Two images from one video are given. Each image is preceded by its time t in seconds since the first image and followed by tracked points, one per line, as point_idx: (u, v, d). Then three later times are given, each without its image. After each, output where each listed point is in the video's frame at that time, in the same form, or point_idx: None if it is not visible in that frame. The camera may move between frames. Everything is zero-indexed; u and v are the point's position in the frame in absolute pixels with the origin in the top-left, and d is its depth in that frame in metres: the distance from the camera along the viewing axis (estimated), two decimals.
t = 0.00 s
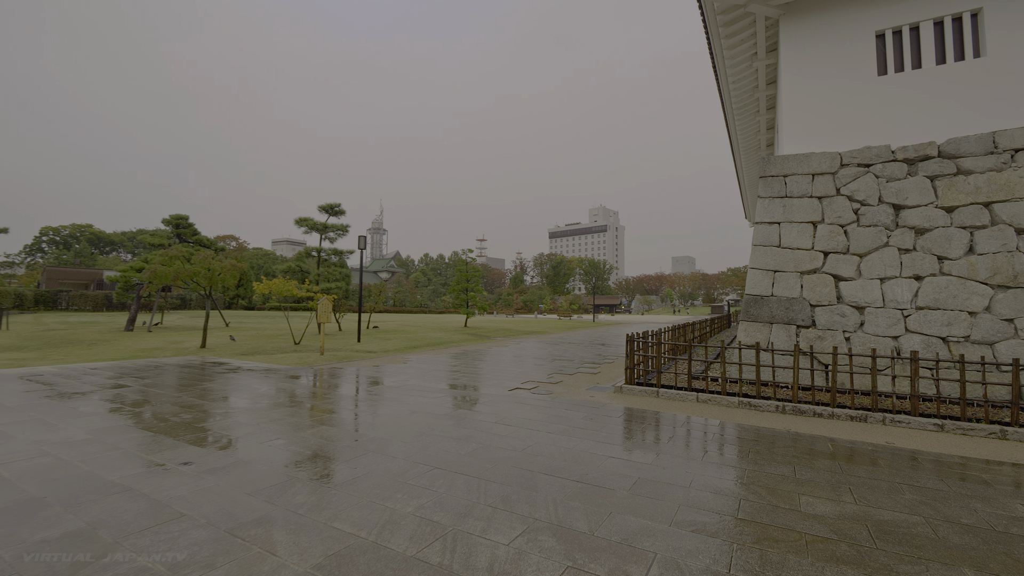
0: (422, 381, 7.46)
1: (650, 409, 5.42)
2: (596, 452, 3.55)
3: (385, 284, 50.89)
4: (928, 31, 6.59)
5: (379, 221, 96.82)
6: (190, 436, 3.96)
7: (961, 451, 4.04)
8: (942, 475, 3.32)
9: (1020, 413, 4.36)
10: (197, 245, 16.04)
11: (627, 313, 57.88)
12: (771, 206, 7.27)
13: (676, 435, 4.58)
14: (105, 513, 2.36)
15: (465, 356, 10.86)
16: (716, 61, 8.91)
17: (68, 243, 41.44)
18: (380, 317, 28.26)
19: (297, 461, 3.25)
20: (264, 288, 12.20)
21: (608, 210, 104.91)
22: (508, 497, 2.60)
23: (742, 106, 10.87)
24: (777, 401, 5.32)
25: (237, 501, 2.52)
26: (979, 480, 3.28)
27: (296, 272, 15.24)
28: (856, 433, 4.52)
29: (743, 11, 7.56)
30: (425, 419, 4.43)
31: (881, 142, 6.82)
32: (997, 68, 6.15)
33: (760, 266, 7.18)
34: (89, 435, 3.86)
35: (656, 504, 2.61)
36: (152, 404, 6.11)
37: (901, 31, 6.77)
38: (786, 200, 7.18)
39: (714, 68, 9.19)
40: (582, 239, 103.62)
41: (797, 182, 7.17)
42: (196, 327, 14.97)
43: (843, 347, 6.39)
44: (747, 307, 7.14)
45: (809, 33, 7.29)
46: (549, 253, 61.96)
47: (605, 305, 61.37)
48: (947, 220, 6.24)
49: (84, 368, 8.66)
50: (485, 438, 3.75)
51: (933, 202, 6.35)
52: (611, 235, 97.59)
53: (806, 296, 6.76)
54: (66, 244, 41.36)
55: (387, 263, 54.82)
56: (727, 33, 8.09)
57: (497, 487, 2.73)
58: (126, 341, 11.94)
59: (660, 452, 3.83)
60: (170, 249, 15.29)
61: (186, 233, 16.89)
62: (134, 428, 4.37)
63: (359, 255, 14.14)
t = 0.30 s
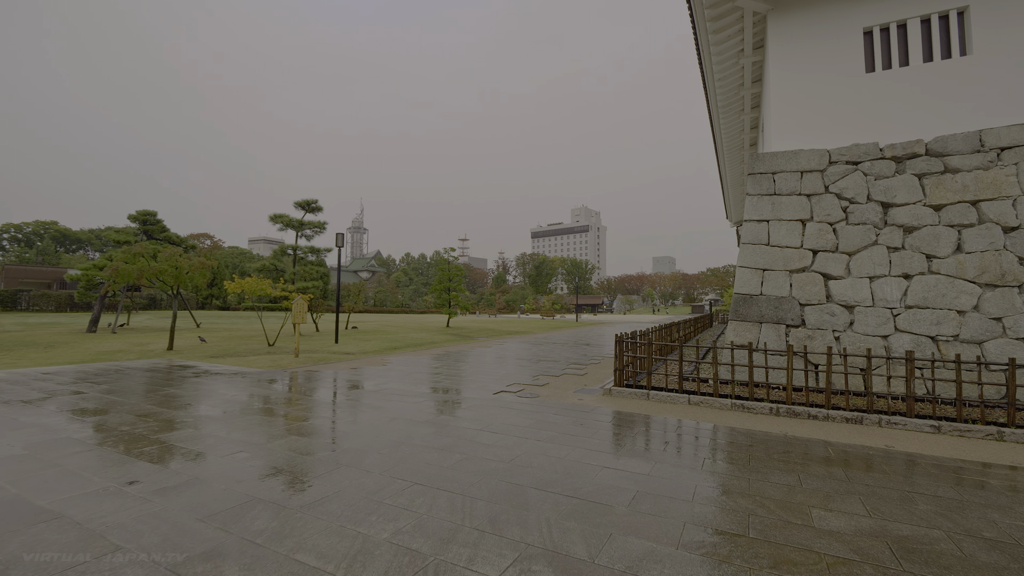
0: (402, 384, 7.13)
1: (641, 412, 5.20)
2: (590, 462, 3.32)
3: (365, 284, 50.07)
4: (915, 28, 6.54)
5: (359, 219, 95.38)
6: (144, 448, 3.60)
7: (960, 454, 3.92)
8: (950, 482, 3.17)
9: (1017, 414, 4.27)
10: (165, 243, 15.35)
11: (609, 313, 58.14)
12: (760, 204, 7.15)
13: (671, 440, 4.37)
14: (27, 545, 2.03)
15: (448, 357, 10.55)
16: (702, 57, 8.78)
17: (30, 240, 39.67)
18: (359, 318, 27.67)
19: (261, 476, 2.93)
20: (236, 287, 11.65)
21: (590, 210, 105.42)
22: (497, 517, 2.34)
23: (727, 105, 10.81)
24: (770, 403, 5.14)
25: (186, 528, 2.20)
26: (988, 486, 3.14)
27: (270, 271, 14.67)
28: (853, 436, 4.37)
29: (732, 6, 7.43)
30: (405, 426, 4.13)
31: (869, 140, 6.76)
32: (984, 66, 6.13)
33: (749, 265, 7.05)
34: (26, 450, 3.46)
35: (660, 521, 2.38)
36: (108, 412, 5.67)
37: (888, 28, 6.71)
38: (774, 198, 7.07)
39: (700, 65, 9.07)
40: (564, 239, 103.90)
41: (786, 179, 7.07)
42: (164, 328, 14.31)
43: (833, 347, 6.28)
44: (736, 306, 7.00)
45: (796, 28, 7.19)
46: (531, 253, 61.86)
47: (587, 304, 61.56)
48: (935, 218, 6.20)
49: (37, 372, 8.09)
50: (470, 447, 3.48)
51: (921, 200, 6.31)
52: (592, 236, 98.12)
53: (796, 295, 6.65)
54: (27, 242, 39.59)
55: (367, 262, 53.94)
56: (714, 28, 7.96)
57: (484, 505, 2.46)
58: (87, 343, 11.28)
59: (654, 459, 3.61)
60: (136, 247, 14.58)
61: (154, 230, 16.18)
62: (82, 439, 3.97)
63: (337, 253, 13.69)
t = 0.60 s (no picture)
0: (387, 388, 6.81)
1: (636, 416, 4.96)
2: (588, 472, 3.07)
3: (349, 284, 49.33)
4: (910, 25, 6.46)
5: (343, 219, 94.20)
6: (98, 460, 3.26)
7: (970, 459, 3.77)
8: (968, 491, 2.99)
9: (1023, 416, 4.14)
10: (138, 240, 14.76)
11: (595, 314, 58.23)
12: (754, 201, 7.00)
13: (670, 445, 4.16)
14: None
15: (434, 359, 10.26)
16: (694, 53, 8.64)
17: None
18: (343, 319, 27.13)
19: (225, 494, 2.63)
20: (213, 287, 11.14)
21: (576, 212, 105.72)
22: (490, 541, 2.08)
23: (718, 103, 10.71)
24: (770, 406, 4.93)
25: (128, 561, 1.90)
26: (1009, 495, 2.96)
27: (249, 271, 14.16)
28: (857, 441, 4.18)
29: None
30: (388, 434, 3.84)
31: (864, 137, 6.66)
32: (979, 63, 6.06)
33: (743, 264, 6.89)
34: None
35: (671, 543, 2.14)
36: (66, 419, 5.25)
37: (883, 25, 6.62)
38: (769, 195, 6.93)
39: (692, 61, 8.93)
40: (550, 240, 103.98)
41: (781, 176, 6.93)
42: (137, 329, 13.72)
43: (829, 348, 6.14)
44: (730, 306, 6.82)
45: (791, 23, 7.07)
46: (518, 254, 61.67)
47: (574, 305, 61.60)
48: (930, 216, 6.11)
49: None
50: (459, 457, 3.21)
51: (917, 198, 6.21)
52: (578, 237, 98.40)
53: (791, 294, 6.50)
54: None
55: (351, 263, 53.21)
56: (707, 23, 7.81)
57: (475, 527, 2.20)
58: (52, 345, 10.71)
59: (656, 465, 3.38)
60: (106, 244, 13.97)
61: (127, 227, 15.57)
62: (28, 451, 3.61)
63: (319, 252, 13.28)
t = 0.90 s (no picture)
0: (367, 393, 6.46)
1: (630, 421, 4.72)
2: (588, 488, 2.80)
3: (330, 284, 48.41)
4: (903, 21, 6.37)
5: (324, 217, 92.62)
6: (35, 480, 2.88)
7: (977, 465, 3.62)
8: (988, 504, 2.80)
9: None
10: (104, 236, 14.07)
11: (579, 313, 58.32)
12: (746, 199, 6.85)
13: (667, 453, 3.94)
14: None
15: (417, 361, 9.93)
16: (684, 49, 8.48)
17: None
18: (323, 318, 26.49)
19: (178, 519, 2.31)
20: (183, 286, 10.55)
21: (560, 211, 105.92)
22: None
23: (706, 101, 10.59)
24: (767, 410, 4.74)
25: None
26: None
27: (222, 269, 13.57)
28: (860, 446, 3.99)
29: None
30: (367, 445, 3.52)
31: (856, 135, 6.56)
32: (972, 61, 6.00)
33: (735, 263, 6.73)
34: None
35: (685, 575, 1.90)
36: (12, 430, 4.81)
37: (876, 21, 6.52)
38: (761, 193, 6.78)
39: (682, 57, 8.78)
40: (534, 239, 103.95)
41: (773, 174, 6.79)
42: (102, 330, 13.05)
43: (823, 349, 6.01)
44: (722, 306, 6.65)
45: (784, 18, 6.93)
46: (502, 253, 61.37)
47: (558, 305, 61.57)
48: (923, 215, 6.03)
49: None
50: (444, 473, 2.91)
51: (910, 197, 6.13)
52: (562, 236, 98.60)
53: (784, 294, 6.36)
54: None
55: (332, 262, 52.27)
56: (698, 17, 7.64)
57: (463, 560, 1.93)
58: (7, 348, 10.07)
59: (659, 478, 3.12)
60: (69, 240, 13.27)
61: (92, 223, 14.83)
62: None
63: (297, 250, 12.81)
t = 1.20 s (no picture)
0: (350, 395, 6.11)
1: (628, 426, 4.46)
2: (590, 503, 2.53)
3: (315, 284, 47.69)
4: (902, 13, 6.21)
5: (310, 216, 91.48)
6: None
7: (995, 470, 3.42)
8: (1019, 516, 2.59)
9: None
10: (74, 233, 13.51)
11: (567, 313, 58.32)
12: (744, 194, 6.65)
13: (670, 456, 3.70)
14: None
15: (404, 362, 9.61)
16: (678, 42, 8.28)
17: None
18: (307, 318, 25.96)
19: (122, 546, 2.00)
20: (157, 285, 10.04)
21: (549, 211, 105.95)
22: None
23: (699, 97, 10.42)
24: (771, 413, 4.52)
25: None
26: None
27: (200, 267, 13.07)
28: (871, 451, 3.77)
29: None
30: (346, 456, 3.22)
31: (856, 129, 6.41)
32: (973, 54, 5.86)
33: (733, 260, 6.54)
34: None
35: None
36: None
37: (875, 13, 6.36)
38: (759, 188, 6.59)
39: (675, 51, 8.58)
40: (523, 239, 103.79)
41: (771, 169, 6.60)
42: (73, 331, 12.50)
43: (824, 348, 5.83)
44: (720, 305, 6.45)
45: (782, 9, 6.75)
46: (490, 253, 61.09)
47: (546, 304, 61.48)
48: (925, 211, 5.88)
49: None
50: (431, 489, 2.62)
51: (911, 192, 5.98)
52: (551, 236, 98.66)
53: (783, 292, 6.18)
54: None
55: (318, 261, 51.50)
56: (693, 9, 7.43)
57: None
58: None
59: (666, 488, 2.86)
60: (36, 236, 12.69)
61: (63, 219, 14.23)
62: None
63: (279, 248, 12.39)
